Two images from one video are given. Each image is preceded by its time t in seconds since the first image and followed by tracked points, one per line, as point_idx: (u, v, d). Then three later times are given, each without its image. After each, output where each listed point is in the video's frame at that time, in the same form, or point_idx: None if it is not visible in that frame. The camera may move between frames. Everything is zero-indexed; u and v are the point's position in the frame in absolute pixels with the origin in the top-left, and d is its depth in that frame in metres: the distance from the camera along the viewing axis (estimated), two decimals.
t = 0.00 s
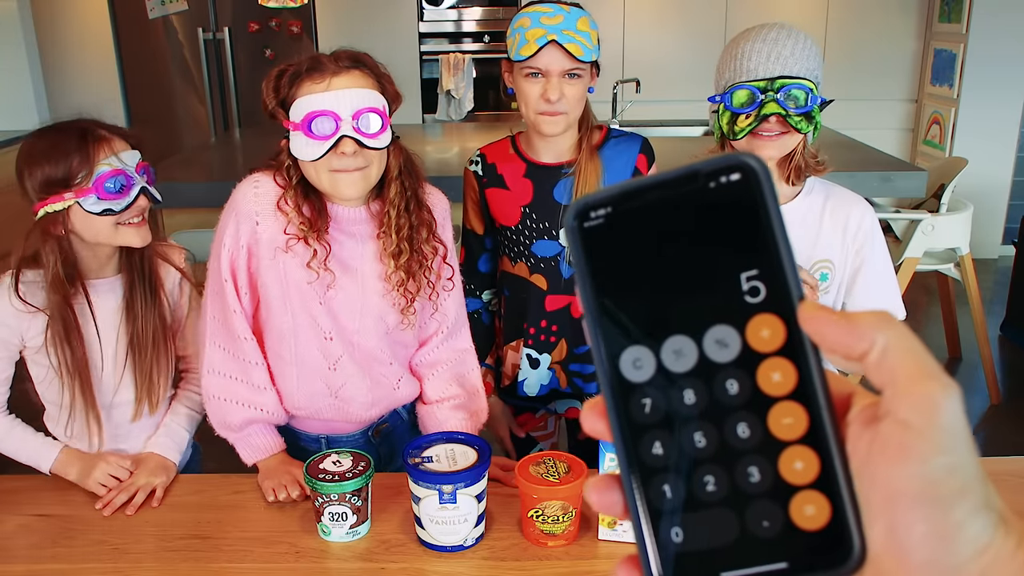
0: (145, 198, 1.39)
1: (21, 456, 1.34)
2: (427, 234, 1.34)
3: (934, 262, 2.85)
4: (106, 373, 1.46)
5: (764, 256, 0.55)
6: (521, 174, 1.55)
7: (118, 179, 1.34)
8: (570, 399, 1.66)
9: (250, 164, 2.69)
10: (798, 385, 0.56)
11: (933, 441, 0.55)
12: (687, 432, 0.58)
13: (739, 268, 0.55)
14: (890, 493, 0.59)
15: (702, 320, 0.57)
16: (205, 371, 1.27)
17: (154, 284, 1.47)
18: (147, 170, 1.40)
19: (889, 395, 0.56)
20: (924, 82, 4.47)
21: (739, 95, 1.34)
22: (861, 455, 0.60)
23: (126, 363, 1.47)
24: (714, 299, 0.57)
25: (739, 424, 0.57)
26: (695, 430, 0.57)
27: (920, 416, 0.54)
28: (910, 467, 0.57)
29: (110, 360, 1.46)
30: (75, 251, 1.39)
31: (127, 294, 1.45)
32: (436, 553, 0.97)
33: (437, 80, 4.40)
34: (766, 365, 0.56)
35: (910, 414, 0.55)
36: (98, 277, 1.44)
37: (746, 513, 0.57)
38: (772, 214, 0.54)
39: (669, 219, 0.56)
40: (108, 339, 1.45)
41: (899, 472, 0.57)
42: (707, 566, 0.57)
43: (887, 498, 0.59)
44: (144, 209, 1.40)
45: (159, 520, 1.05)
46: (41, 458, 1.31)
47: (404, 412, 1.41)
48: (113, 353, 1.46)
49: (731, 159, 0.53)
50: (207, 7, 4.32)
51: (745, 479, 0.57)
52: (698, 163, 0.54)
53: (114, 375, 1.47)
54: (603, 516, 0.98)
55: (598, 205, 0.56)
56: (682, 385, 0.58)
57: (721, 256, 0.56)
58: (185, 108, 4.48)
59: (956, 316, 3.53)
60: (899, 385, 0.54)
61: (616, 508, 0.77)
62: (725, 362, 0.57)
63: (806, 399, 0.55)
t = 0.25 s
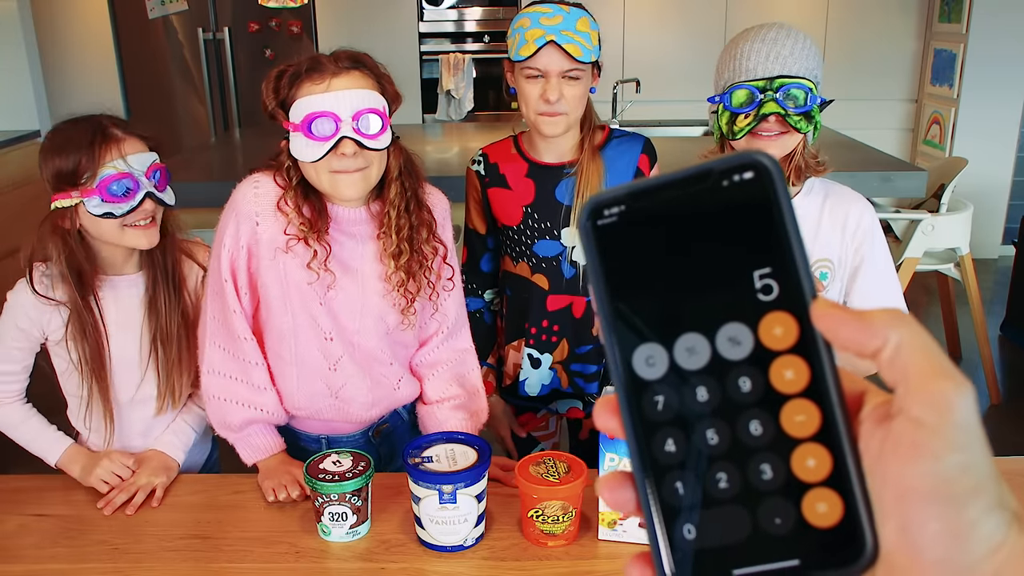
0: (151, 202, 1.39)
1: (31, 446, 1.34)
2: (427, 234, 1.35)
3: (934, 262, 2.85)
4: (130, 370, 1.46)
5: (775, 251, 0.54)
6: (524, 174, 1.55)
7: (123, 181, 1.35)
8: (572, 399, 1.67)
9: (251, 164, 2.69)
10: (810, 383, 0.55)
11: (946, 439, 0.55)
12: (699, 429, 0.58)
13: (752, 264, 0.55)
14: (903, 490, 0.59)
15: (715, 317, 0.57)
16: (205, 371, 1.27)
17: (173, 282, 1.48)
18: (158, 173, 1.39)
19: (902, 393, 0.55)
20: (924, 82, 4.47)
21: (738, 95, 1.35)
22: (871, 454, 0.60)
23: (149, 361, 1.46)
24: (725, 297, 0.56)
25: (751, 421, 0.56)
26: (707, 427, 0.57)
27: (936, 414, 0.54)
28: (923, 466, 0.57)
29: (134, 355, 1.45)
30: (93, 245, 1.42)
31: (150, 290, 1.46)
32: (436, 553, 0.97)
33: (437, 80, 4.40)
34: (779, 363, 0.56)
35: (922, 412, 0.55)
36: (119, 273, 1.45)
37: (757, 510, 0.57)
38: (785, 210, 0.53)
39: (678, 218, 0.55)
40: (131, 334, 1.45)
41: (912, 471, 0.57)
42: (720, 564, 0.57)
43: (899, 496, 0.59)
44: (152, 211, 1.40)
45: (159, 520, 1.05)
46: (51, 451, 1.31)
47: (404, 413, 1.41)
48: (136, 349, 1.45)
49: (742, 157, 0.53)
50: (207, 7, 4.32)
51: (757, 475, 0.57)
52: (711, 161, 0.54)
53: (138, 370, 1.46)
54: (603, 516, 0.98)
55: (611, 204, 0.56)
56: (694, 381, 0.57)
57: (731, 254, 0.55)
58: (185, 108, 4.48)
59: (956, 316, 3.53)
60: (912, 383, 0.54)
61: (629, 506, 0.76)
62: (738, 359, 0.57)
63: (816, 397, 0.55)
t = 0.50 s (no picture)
0: (127, 219, 1.37)
1: (38, 438, 1.37)
2: (427, 233, 1.35)
3: (934, 262, 2.85)
4: (138, 368, 1.45)
5: (776, 227, 0.49)
6: (524, 174, 1.55)
7: (98, 198, 1.34)
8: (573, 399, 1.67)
9: (251, 164, 2.69)
10: (789, 353, 0.50)
11: (908, 426, 0.49)
12: (707, 389, 0.56)
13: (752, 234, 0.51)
14: (874, 477, 0.51)
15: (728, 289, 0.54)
16: (205, 371, 1.27)
17: (182, 280, 1.47)
18: (145, 189, 1.37)
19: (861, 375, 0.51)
20: (924, 82, 4.47)
21: (736, 96, 1.35)
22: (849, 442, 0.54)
23: (156, 359, 1.46)
24: (737, 269, 0.53)
25: (744, 384, 0.54)
26: (716, 390, 0.55)
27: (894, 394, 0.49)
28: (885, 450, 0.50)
29: (141, 355, 1.45)
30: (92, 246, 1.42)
31: (160, 289, 1.46)
32: (436, 553, 0.97)
33: (436, 80, 4.40)
34: (766, 330, 0.52)
35: (883, 396, 0.50)
36: (126, 271, 1.45)
37: (743, 467, 0.54)
38: (786, 187, 0.47)
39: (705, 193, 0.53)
40: (139, 333, 1.45)
41: (880, 455, 0.51)
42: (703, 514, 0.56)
43: (865, 483, 0.52)
44: (134, 227, 1.39)
45: (159, 520, 1.05)
46: (57, 445, 1.34)
47: (404, 413, 1.41)
48: (143, 347, 1.45)
49: (755, 132, 0.48)
50: (208, 7, 4.31)
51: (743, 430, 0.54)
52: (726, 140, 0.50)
53: (146, 370, 1.45)
54: (603, 516, 0.98)
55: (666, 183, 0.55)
56: (707, 346, 0.55)
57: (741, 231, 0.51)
58: (185, 108, 4.48)
59: (956, 316, 3.53)
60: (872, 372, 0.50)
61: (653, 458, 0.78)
62: (740, 329, 0.53)
63: (789, 371, 0.50)
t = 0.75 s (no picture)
0: (113, 222, 1.37)
1: (42, 433, 1.37)
2: (427, 230, 1.35)
3: (934, 262, 2.85)
4: (137, 366, 1.45)
5: (812, 218, 0.50)
6: (525, 173, 1.55)
7: (84, 199, 1.34)
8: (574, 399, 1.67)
9: (251, 164, 2.69)
10: (825, 337, 0.50)
11: (942, 401, 0.47)
12: (725, 372, 0.56)
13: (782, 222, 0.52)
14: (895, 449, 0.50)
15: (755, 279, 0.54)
16: (205, 371, 1.27)
17: (179, 278, 1.46)
18: (132, 193, 1.36)
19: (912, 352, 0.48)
20: (924, 82, 4.47)
21: (732, 100, 1.34)
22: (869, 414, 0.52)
23: (156, 357, 1.45)
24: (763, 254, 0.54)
25: (768, 368, 0.54)
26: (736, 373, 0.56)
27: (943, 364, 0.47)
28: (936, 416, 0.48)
29: (141, 352, 1.45)
30: (90, 244, 1.42)
31: (158, 286, 1.45)
32: (436, 553, 0.97)
33: (436, 80, 4.40)
34: (798, 316, 0.52)
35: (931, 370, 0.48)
36: (122, 268, 1.45)
37: (765, 451, 0.54)
38: (822, 179, 0.48)
39: (724, 182, 0.54)
40: (137, 331, 1.45)
41: (907, 429, 0.49)
42: (727, 499, 0.55)
43: (884, 451, 0.51)
44: (122, 229, 1.38)
45: (159, 520, 1.05)
46: (60, 440, 1.35)
47: (404, 414, 1.41)
48: (142, 345, 1.45)
49: (787, 124, 0.50)
50: (207, 7, 4.31)
51: (770, 419, 0.54)
52: (759, 128, 0.51)
53: (146, 368, 1.45)
54: (603, 516, 0.98)
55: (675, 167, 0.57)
56: (727, 329, 0.56)
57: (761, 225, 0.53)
58: (185, 108, 4.47)
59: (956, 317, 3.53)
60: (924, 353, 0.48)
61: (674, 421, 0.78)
62: (764, 313, 0.54)
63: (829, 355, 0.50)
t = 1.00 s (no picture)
0: (105, 220, 1.36)
1: (43, 434, 1.37)
2: (427, 227, 1.35)
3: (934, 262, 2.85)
4: (133, 367, 1.45)
5: (837, 178, 0.52)
6: (525, 176, 1.55)
7: (76, 198, 1.33)
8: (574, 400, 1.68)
9: (251, 165, 2.69)
10: (858, 297, 0.53)
11: (971, 349, 0.52)
12: (756, 338, 0.57)
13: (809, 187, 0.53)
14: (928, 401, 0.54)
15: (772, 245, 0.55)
16: (205, 371, 1.27)
17: (172, 278, 1.46)
18: (124, 191, 1.35)
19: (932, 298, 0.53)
20: (924, 82, 4.47)
21: (731, 98, 1.33)
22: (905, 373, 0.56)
23: (152, 357, 1.45)
24: (785, 219, 0.55)
25: (800, 332, 0.56)
26: (766, 336, 0.57)
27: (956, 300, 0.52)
28: (954, 355, 0.53)
29: (136, 353, 1.45)
30: (83, 245, 1.42)
31: (152, 285, 1.45)
32: (436, 553, 0.97)
33: (436, 80, 4.40)
34: (828, 279, 0.54)
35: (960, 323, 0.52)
36: (115, 269, 1.45)
37: (800, 413, 0.56)
38: (847, 139, 0.51)
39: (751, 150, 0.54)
40: (131, 331, 1.45)
41: (941, 379, 0.53)
42: (764, 462, 0.56)
43: (917, 403, 0.54)
44: (114, 228, 1.38)
45: (159, 520, 1.05)
46: (61, 441, 1.36)
47: (405, 415, 1.41)
48: (137, 345, 1.45)
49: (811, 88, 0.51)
50: (207, 7, 4.32)
51: (802, 381, 0.56)
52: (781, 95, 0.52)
53: (142, 368, 1.46)
54: (603, 516, 0.98)
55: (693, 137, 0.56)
56: (754, 296, 0.57)
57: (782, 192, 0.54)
58: (184, 108, 4.47)
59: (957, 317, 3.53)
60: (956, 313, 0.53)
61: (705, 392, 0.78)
62: (794, 277, 0.56)
63: (860, 315, 0.53)
